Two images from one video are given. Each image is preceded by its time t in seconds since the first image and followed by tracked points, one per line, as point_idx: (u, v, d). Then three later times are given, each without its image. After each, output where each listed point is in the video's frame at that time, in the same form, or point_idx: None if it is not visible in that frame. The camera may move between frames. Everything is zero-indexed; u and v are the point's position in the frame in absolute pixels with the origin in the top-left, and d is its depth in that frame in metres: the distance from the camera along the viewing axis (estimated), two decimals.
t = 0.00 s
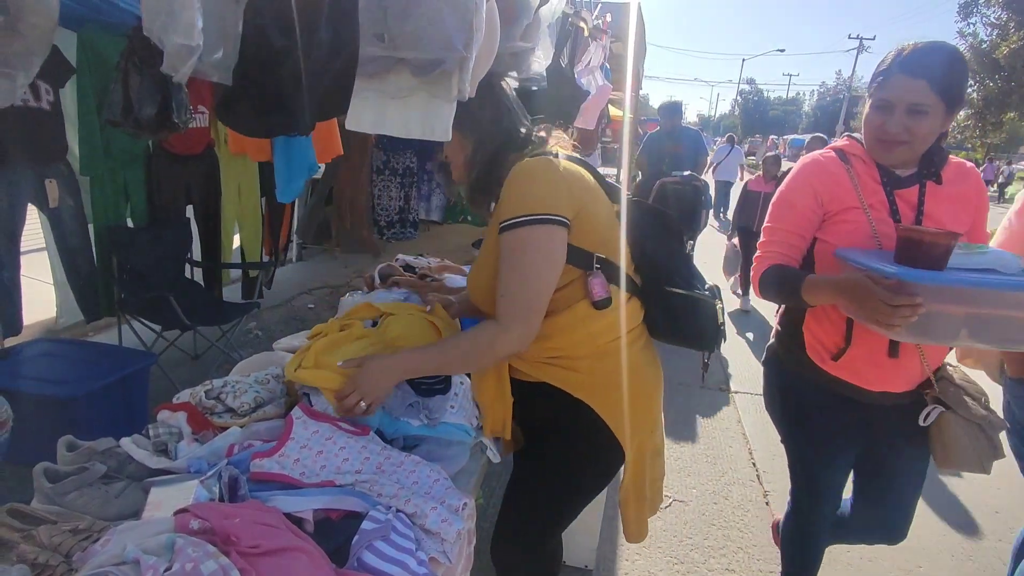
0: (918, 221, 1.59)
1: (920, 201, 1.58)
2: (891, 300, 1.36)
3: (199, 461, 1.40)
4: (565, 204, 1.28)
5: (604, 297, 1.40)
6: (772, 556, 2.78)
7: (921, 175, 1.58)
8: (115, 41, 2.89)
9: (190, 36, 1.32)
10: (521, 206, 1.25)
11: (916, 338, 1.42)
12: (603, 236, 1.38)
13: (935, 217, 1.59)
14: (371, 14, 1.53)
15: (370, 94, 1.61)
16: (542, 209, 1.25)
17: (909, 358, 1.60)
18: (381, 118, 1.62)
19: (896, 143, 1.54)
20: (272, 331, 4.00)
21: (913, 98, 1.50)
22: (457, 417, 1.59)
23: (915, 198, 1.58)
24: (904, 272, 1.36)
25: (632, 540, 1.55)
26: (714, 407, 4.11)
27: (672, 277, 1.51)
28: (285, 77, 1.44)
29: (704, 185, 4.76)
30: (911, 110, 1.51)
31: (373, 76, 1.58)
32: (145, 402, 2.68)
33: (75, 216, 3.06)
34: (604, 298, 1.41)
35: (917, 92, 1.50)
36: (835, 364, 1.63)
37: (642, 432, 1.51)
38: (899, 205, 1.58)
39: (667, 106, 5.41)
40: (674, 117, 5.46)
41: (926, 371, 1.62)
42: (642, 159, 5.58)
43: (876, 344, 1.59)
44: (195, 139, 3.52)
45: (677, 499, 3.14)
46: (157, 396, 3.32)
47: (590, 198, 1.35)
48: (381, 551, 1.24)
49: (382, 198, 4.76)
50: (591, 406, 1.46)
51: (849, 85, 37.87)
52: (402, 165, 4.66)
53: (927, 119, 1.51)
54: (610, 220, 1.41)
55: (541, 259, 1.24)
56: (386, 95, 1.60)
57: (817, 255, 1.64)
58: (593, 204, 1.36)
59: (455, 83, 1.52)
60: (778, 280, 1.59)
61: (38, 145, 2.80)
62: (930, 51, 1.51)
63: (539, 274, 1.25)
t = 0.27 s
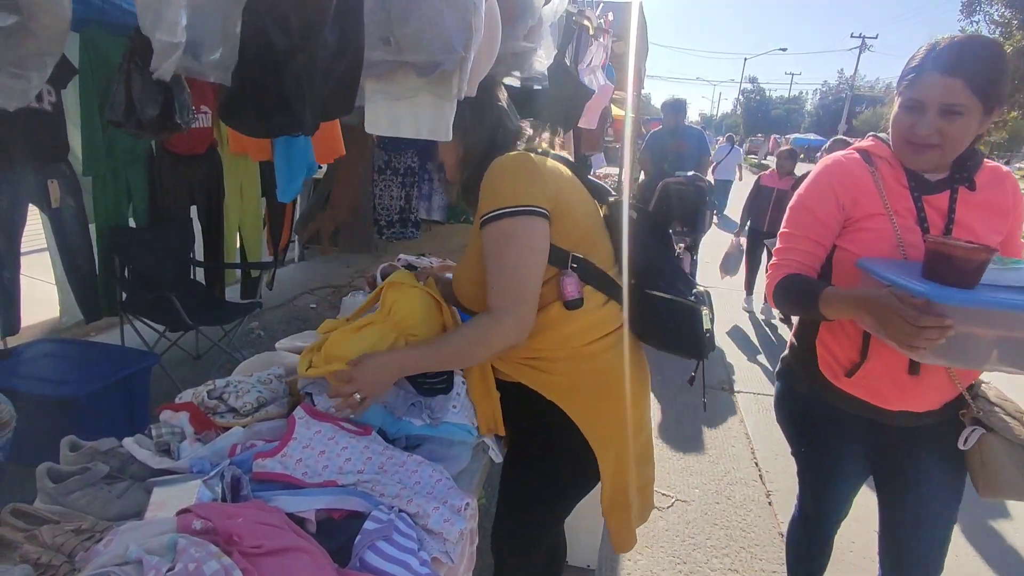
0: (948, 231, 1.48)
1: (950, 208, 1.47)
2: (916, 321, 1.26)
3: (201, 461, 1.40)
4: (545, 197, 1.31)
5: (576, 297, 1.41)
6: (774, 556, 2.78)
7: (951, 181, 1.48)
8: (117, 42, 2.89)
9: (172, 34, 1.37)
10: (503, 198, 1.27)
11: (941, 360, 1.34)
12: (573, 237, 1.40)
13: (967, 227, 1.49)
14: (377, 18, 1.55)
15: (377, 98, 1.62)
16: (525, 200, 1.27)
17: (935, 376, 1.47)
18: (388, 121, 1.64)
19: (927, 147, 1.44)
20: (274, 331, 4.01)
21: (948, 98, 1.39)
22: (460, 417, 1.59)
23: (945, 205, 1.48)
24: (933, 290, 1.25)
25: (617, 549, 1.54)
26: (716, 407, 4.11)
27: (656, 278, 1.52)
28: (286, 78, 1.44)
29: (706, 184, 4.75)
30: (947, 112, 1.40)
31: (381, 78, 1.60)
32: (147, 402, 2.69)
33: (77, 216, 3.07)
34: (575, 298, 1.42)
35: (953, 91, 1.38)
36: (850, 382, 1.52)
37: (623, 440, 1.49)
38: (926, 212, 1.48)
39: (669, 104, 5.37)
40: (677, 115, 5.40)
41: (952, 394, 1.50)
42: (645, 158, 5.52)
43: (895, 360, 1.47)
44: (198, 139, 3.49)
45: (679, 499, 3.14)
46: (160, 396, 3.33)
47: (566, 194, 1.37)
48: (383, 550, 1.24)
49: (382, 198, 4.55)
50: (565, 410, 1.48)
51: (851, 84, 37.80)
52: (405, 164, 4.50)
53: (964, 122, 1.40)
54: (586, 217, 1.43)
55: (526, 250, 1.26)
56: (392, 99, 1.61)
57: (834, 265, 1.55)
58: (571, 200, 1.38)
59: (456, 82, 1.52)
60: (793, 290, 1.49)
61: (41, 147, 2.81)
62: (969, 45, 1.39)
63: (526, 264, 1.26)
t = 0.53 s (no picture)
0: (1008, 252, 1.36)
1: (1011, 228, 1.36)
2: (958, 350, 1.15)
3: (204, 463, 1.40)
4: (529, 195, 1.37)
5: (554, 298, 1.44)
6: (777, 556, 2.77)
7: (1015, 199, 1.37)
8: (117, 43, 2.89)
9: (177, 35, 1.36)
10: (489, 197, 1.33)
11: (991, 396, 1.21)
12: (554, 238, 1.45)
13: None
14: (379, 19, 1.55)
15: (382, 98, 1.63)
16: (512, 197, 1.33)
17: (982, 420, 1.37)
18: (390, 120, 1.65)
19: (988, 154, 1.33)
20: (276, 332, 4.02)
21: (1013, 99, 1.28)
22: (462, 418, 1.58)
23: (1008, 222, 1.37)
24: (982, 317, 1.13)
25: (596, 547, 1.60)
26: (719, 407, 4.10)
27: (637, 279, 1.59)
28: (286, 78, 1.43)
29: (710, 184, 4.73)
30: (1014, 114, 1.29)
31: (386, 77, 1.62)
32: (149, 403, 2.69)
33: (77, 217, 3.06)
34: (553, 300, 1.45)
35: (1018, 91, 1.28)
36: (886, 416, 1.45)
37: (603, 439, 1.55)
38: (983, 230, 1.37)
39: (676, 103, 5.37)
40: (683, 115, 5.40)
41: (1001, 444, 1.40)
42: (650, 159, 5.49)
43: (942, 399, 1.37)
44: (199, 140, 3.50)
45: (682, 499, 3.13)
46: (162, 397, 3.33)
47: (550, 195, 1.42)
48: (387, 553, 1.24)
49: (382, 199, 4.32)
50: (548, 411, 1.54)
51: (853, 82, 37.72)
52: (406, 164, 4.34)
53: None
54: (568, 216, 1.47)
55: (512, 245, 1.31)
56: (392, 98, 1.62)
57: (875, 283, 1.45)
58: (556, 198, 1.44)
59: (454, 82, 1.55)
60: (826, 309, 1.41)
61: (41, 148, 2.81)
62: None
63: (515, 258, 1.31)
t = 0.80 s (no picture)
0: None
1: None
2: None
3: (204, 465, 1.40)
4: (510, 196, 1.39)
5: (541, 298, 1.45)
6: (780, 557, 2.76)
7: None
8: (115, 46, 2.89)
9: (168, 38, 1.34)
10: (473, 197, 1.34)
11: None
12: (538, 239, 1.46)
13: None
14: (369, 17, 1.53)
15: (374, 99, 1.56)
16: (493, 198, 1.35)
17: None
18: (380, 121, 1.58)
19: None
20: (277, 334, 4.02)
21: None
22: (461, 419, 1.59)
23: None
24: None
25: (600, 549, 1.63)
26: (721, 407, 4.09)
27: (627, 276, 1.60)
28: (282, 80, 1.42)
29: (712, 185, 4.71)
30: None
31: (376, 78, 1.55)
32: (151, 406, 2.69)
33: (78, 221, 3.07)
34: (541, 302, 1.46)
35: None
36: (961, 447, 1.29)
37: (600, 441, 1.57)
38: None
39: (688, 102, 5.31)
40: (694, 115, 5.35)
41: None
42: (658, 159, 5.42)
43: None
44: (199, 142, 3.53)
45: (685, 499, 3.12)
46: (163, 399, 3.34)
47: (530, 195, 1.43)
48: (387, 555, 1.24)
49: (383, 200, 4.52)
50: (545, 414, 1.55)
51: (855, 81, 37.65)
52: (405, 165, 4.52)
53: None
54: (552, 215, 1.49)
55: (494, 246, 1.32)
56: (381, 98, 1.55)
57: (947, 296, 1.30)
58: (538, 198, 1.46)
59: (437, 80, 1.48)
60: (890, 327, 1.25)
61: (42, 152, 2.81)
62: None
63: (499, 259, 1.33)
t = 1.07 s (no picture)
0: None
1: None
2: None
3: (202, 468, 1.40)
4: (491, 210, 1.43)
5: (534, 302, 1.52)
6: (782, 557, 2.76)
7: None
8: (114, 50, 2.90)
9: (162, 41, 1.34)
10: (459, 203, 1.39)
11: None
12: (528, 243, 1.52)
13: None
14: (363, 20, 1.53)
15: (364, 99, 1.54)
16: (476, 210, 1.39)
17: None
18: (371, 121, 1.54)
19: None
20: (277, 336, 4.03)
21: None
22: (460, 422, 1.57)
23: None
24: None
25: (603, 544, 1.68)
26: (721, 407, 4.09)
27: (614, 275, 1.66)
28: (277, 83, 1.42)
29: (713, 187, 4.70)
30: None
31: (367, 80, 1.53)
32: (151, 409, 2.69)
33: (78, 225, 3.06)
34: (534, 303, 1.52)
35: None
36: (1020, 482, 1.27)
37: (599, 437, 1.62)
38: None
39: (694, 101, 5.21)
40: (700, 115, 5.26)
41: None
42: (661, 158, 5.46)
43: None
44: (199, 146, 3.54)
45: (686, 500, 3.12)
46: (164, 403, 3.34)
47: (519, 201, 1.49)
48: (386, 557, 1.24)
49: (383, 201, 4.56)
50: (545, 414, 1.59)
51: (854, 80, 37.68)
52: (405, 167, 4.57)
53: None
54: (540, 217, 1.55)
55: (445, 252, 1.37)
56: (372, 99, 1.53)
57: (1007, 311, 1.24)
58: (527, 206, 1.51)
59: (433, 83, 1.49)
60: (934, 350, 1.24)
61: (42, 156, 2.81)
62: None
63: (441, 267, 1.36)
